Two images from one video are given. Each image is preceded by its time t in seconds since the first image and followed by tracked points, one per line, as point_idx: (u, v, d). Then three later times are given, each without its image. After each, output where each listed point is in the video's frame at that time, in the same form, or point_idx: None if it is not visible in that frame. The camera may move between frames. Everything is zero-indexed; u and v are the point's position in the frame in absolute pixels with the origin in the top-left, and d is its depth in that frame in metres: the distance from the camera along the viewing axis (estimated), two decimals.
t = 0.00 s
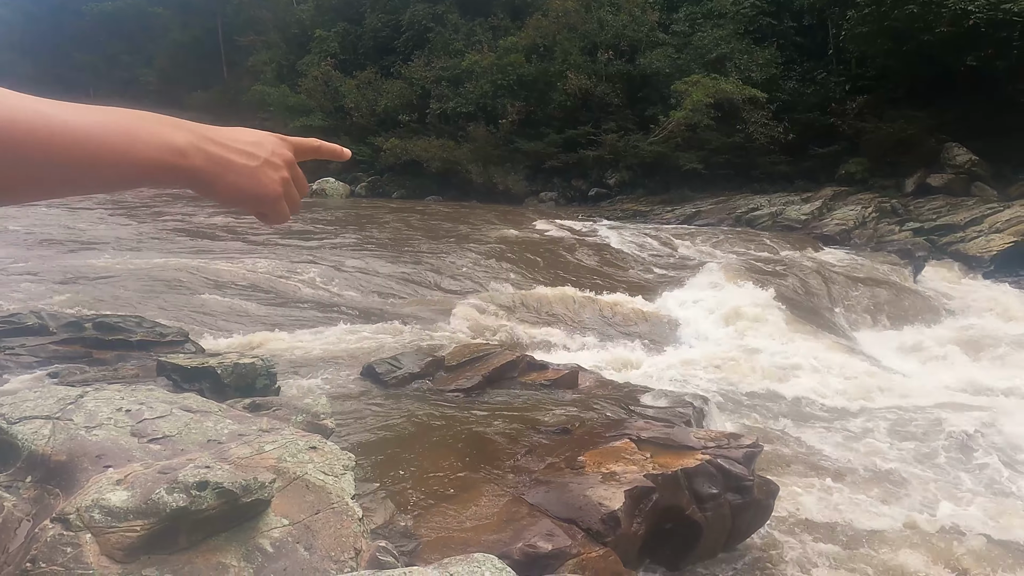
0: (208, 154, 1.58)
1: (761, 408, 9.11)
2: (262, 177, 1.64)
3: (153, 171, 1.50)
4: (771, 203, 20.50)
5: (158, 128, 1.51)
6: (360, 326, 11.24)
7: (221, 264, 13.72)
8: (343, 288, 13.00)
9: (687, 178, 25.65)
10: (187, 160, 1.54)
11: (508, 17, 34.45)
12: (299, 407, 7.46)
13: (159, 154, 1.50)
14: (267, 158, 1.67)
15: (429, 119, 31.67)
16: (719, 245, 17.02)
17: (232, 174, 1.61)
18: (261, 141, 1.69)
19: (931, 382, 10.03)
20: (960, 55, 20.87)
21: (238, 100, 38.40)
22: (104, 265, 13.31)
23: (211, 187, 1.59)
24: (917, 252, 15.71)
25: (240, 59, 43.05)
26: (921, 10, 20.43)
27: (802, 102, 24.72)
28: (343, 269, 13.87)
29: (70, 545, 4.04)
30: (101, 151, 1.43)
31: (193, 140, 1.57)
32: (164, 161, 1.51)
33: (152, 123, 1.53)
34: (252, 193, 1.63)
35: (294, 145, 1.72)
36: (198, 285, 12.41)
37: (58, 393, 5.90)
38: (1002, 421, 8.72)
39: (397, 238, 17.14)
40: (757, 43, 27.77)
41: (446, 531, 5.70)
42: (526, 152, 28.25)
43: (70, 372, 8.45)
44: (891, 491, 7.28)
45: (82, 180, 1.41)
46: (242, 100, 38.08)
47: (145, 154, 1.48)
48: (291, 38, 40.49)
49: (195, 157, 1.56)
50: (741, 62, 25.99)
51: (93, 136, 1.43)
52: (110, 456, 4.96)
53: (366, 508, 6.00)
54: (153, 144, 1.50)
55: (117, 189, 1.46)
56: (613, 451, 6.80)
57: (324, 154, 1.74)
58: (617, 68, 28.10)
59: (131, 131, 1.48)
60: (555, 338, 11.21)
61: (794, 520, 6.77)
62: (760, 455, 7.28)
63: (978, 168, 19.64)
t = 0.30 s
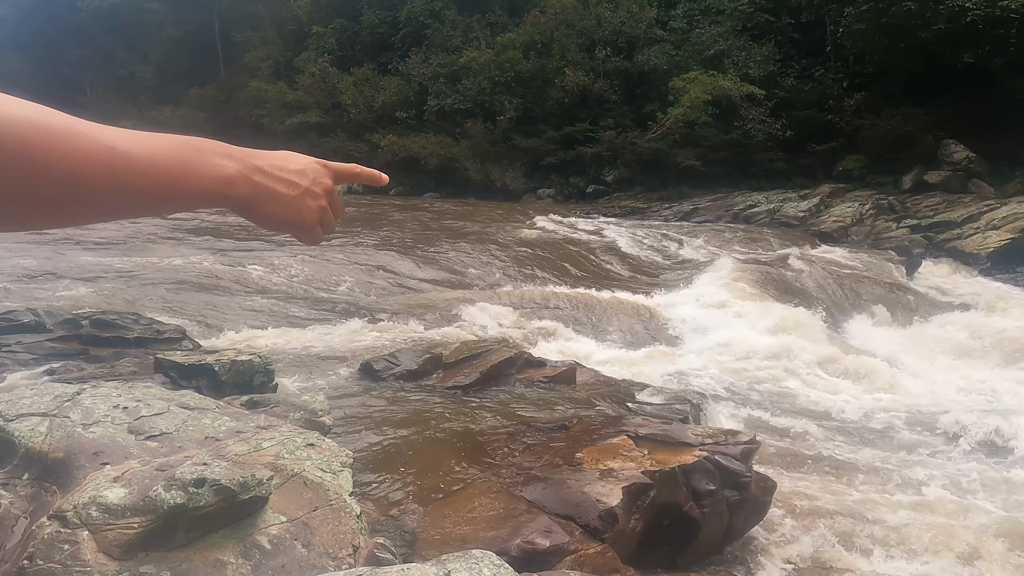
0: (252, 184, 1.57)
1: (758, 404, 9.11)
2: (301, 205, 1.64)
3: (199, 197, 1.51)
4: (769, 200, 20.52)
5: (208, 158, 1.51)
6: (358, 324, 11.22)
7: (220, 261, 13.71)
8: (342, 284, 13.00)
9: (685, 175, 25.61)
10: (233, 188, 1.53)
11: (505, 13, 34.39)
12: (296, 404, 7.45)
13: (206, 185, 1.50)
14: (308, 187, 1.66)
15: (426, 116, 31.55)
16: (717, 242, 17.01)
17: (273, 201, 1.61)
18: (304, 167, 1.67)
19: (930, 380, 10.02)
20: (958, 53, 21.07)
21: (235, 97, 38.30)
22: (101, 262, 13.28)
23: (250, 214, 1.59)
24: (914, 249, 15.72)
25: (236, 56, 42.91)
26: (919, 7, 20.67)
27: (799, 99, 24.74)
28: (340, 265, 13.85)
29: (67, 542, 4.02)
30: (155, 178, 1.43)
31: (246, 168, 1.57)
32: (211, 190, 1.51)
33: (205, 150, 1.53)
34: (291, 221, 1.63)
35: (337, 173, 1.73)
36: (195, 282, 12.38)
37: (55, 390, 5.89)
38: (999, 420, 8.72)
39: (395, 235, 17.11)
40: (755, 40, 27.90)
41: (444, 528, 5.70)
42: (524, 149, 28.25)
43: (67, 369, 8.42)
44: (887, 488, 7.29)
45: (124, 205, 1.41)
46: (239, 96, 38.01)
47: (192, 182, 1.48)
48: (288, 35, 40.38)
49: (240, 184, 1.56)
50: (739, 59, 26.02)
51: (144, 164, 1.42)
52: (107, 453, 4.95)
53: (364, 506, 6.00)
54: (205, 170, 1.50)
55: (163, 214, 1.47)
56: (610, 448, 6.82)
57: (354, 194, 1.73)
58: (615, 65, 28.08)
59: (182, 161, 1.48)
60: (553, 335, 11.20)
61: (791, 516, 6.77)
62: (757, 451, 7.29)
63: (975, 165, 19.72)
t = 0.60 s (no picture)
0: (243, 176, 1.59)
1: (748, 398, 9.15)
2: (289, 196, 1.65)
3: (190, 189, 1.53)
4: (761, 196, 20.57)
5: (199, 150, 1.53)
6: (350, 319, 11.20)
7: (210, 257, 13.63)
8: (334, 279, 12.96)
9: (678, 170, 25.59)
10: (222, 179, 1.55)
11: (497, 8, 34.29)
12: (288, 400, 7.42)
13: (195, 176, 1.51)
14: (296, 177, 1.67)
15: (418, 111, 31.37)
16: (709, 236, 17.04)
17: (263, 192, 1.62)
18: (294, 159, 1.68)
19: (923, 374, 10.06)
20: (947, 48, 21.22)
21: (226, 91, 38.05)
22: (90, 258, 13.18)
23: (242, 205, 1.61)
24: (905, 243, 15.79)
25: (227, 50, 42.60)
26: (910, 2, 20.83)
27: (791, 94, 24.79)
28: (331, 261, 13.81)
29: (58, 540, 4.01)
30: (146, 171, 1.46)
31: (235, 161, 1.59)
32: (202, 182, 1.53)
33: (197, 142, 1.56)
34: (281, 210, 1.64)
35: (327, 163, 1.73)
36: (186, 278, 12.31)
37: (45, 387, 5.86)
38: (990, 414, 8.77)
39: (386, 231, 17.06)
40: (747, 35, 27.97)
41: (437, 523, 5.71)
42: (517, 144, 28.21)
43: (57, 366, 8.37)
44: (878, 481, 7.34)
45: (116, 196, 1.44)
46: (229, 91, 37.77)
47: (184, 174, 1.50)
48: (278, 28, 40.11)
49: (230, 175, 1.58)
50: (732, 53, 26.11)
51: (134, 158, 1.45)
52: (98, 451, 4.93)
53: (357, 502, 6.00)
54: (195, 162, 1.53)
55: (156, 205, 1.49)
56: (603, 442, 6.84)
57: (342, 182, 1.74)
58: (607, 59, 28.03)
59: (174, 153, 1.50)
60: (545, 330, 11.22)
61: (783, 508, 6.81)
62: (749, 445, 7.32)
63: (965, 160, 19.90)
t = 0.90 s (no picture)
0: (226, 160, 1.58)
1: (730, 391, 9.23)
2: (272, 178, 1.64)
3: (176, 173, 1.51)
4: (742, 191, 20.71)
5: (182, 133, 1.51)
6: (333, 316, 11.12)
7: (190, 254, 13.47)
8: (316, 276, 12.86)
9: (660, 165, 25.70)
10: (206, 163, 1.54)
11: (480, 3, 34.23)
12: (270, 398, 7.35)
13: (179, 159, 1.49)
14: (277, 160, 1.66)
15: (400, 106, 31.16)
16: (691, 231, 17.14)
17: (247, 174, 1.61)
18: (274, 142, 1.68)
19: (900, 365, 10.21)
20: (924, 45, 21.35)
21: (204, 86, 37.62)
22: (66, 255, 12.97)
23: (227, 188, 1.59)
24: (883, 238, 15.99)
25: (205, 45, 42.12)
26: None
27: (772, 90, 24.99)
28: (314, 258, 13.71)
29: (35, 541, 3.92)
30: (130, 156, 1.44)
31: (217, 144, 1.57)
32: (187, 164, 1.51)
33: (178, 126, 1.53)
34: (264, 191, 1.63)
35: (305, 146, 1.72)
36: (166, 276, 12.16)
37: (19, 387, 5.75)
38: (964, 405, 8.91)
39: (369, 227, 16.96)
40: (728, 31, 28.19)
41: (422, 518, 5.70)
42: (499, 140, 28.17)
43: (32, 365, 8.22)
44: (857, 470, 7.42)
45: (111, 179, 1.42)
46: (208, 86, 37.33)
47: (168, 158, 1.48)
48: (258, 22, 39.69)
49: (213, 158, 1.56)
50: (713, 50, 26.36)
51: (116, 140, 1.42)
52: (76, 450, 4.85)
53: (341, 499, 5.97)
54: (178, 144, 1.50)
55: (145, 190, 1.47)
56: (586, 436, 6.87)
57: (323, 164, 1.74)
58: (589, 55, 28.07)
59: (159, 136, 1.48)
60: (529, 326, 11.22)
61: (766, 499, 6.86)
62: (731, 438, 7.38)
63: (941, 156, 20.27)
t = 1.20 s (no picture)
0: (85, 150, 2.01)
1: (706, 384, 9.32)
2: (124, 143, 2.08)
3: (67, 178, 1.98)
4: (718, 185, 20.89)
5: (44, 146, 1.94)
6: (309, 312, 11.03)
7: (162, 250, 13.27)
8: (292, 272, 12.74)
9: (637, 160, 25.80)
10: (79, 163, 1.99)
11: None
12: (244, 396, 7.26)
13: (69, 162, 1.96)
14: (122, 131, 2.08)
15: (376, 100, 30.84)
16: (668, 226, 17.24)
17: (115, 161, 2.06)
18: (109, 120, 2.09)
19: (872, 356, 10.35)
20: (894, 41, 21.57)
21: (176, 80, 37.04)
22: (34, 253, 12.70)
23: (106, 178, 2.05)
24: (856, 231, 16.22)
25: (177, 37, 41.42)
26: None
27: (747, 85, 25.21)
28: (290, 253, 13.58)
29: None
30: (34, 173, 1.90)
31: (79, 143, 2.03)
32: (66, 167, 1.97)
33: (40, 144, 1.95)
34: (129, 160, 2.09)
35: (157, 106, 2.18)
36: (137, 273, 11.96)
37: None
38: (935, 395, 9.04)
39: (346, 222, 16.83)
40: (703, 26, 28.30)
41: (399, 515, 5.68)
42: (476, 134, 28.07)
43: None
44: (830, 459, 7.53)
45: (23, 195, 1.90)
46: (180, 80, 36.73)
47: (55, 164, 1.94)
48: (231, 15, 39.05)
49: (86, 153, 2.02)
50: (688, 44, 26.39)
51: None
52: (42, 451, 4.74)
53: (318, 498, 5.92)
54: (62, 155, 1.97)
55: (44, 193, 1.94)
56: (564, 431, 6.88)
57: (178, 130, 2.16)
58: (566, 49, 28.04)
59: (28, 153, 1.89)
60: (507, 320, 11.23)
61: (742, 490, 6.94)
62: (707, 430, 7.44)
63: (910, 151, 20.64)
